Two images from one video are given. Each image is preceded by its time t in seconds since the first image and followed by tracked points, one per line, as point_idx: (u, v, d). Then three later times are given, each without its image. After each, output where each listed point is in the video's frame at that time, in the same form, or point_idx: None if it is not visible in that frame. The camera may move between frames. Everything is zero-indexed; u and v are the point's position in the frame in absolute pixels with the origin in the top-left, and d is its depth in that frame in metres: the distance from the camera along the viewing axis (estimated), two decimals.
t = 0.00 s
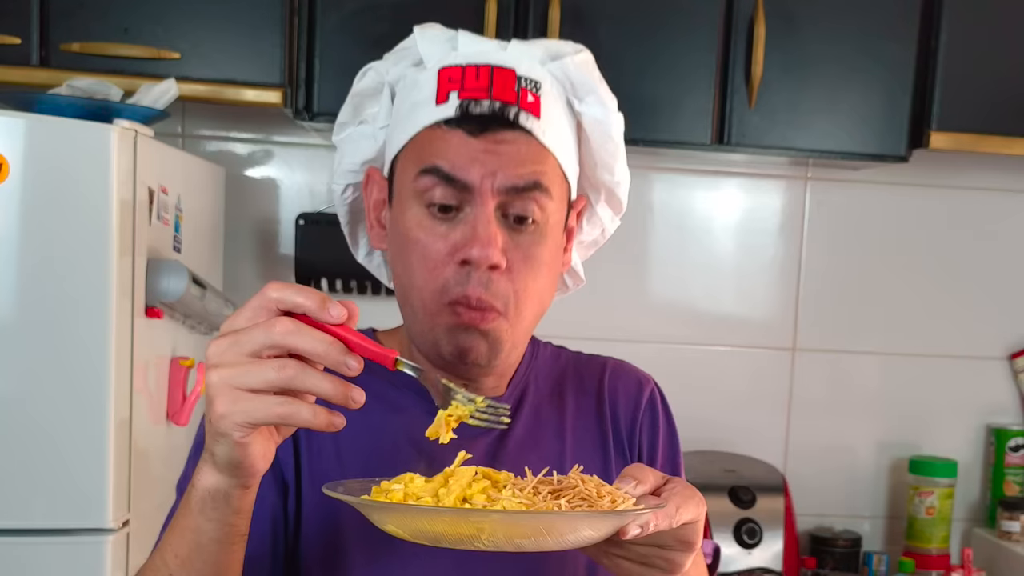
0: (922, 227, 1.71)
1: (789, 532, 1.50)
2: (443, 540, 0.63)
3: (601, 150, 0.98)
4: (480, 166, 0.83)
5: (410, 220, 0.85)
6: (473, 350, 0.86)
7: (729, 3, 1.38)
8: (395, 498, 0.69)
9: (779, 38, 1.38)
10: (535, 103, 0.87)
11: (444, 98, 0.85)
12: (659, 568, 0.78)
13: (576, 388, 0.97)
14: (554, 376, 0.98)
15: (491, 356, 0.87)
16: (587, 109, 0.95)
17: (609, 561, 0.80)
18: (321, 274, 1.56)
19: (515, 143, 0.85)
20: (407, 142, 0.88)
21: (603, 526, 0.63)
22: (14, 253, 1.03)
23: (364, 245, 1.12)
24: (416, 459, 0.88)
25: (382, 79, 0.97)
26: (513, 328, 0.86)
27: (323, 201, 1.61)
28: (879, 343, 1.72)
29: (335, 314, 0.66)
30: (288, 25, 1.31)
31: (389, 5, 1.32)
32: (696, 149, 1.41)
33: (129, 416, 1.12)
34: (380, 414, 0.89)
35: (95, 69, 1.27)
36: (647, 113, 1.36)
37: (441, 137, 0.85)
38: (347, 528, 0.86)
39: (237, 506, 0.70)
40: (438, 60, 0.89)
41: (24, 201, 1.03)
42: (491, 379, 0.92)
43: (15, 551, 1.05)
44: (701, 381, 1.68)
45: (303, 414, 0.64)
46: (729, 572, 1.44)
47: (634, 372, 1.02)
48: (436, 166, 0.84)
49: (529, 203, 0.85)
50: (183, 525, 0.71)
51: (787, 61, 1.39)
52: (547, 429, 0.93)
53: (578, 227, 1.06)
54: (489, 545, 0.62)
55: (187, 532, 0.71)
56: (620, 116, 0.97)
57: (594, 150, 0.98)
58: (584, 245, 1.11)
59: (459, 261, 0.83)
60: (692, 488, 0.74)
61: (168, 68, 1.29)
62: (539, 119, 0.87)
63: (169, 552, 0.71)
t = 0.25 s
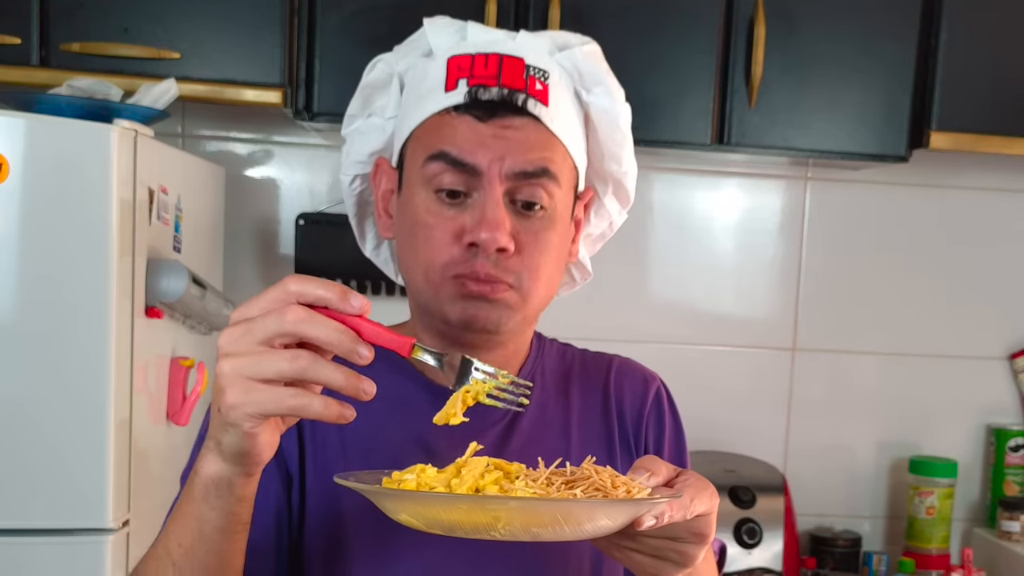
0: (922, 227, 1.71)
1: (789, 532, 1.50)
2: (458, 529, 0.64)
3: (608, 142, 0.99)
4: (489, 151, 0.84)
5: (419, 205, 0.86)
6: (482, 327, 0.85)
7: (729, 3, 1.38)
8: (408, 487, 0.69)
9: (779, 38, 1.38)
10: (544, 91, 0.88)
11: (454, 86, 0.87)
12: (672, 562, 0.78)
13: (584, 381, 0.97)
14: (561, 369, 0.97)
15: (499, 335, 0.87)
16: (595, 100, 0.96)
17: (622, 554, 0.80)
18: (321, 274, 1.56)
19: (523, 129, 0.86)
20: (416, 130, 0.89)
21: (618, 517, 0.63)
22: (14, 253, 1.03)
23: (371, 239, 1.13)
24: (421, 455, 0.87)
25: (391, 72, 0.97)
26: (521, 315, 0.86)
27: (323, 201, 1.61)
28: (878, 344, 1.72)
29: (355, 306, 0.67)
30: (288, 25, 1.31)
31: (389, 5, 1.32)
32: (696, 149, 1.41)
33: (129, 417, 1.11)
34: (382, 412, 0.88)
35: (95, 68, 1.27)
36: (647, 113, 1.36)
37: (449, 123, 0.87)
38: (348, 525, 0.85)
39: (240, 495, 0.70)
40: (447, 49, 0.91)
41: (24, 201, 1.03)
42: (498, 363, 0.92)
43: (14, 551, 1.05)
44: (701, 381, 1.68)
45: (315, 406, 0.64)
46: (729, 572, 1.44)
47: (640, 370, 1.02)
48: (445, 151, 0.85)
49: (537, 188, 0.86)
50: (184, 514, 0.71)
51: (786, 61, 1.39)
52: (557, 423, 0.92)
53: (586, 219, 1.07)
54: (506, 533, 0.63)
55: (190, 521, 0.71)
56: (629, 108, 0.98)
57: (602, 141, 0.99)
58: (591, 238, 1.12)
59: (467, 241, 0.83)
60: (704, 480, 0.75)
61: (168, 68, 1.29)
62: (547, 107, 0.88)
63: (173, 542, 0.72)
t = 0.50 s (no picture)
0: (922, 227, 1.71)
1: (789, 532, 1.50)
2: (462, 529, 0.64)
3: (612, 151, 0.98)
4: (489, 172, 0.83)
5: (418, 222, 0.85)
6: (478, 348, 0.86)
7: (729, 3, 1.38)
8: (412, 486, 0.69)
9: (779, 38, 1.38)
10: (546, 105, 0.87)
11: (454, 100, 0.86)
12: (677, 559, 0.78)
13: (586, 382, 0.98)
14: (564, 372, 0.98)
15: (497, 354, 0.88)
16: (599, 109, 0.95)
17: (627, 553, 0.80)
18: (321, 273, 1.56)
19: (525, 147, 0.85)
20: (415, 143, 0.89)
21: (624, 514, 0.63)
22: (14, 253, 1.03)
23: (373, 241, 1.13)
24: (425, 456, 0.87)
25: (392, 77, 0.97)
26: (518, 332, 0.87)
27: (323, 201, 1.61)
28: (878, 344, 1.72)
29: (344, 313, 0.66)
30: (288, 25, 1.31)
31: (389, 5, 1.32)
32: (696, 149, 1.41)
33: (129, 416, 1.11)
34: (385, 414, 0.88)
35: (95, 69, 1.27)
36: (646, 113, 1.36)
37: (450, 139, 0.86)
38: (353, 529, 0.85)
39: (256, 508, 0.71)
40: (447, 61, 0.90)
41: (24, 200, 1.03)
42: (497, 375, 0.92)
43: (13, 551, 1.05)
44: (701, 381, 1.68)
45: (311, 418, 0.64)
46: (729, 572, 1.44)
47: (642, 369, 1.02)
48: (445, 170, 0.84)
49: (538, 208, 0.85)
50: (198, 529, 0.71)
51: (787, 61, 1.39)
52: (558, 423, 0.93)
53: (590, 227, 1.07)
54: (510, 532, 0.63)
55: (207, 537, 0.71)
56: (633, 118, 0.97)
57: (605, 151, 0.99)
58: (595, 244, 1.11)
59: (465, 264, 0.83)
60: (710, 478, 0.74)
61: (168, 68, 1.29)
62: (549, 122, 0.87)
63: (190, 556, 0.71)
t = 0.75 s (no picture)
0: (922, 227, 1.71)
1: (789, 532, 1.50)
2: (457, 523, 0.64)
3: (617, 145, 0.99)
4: (491, 154, 0.84)
5: (421, 207, 0.86)
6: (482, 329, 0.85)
7: (729, 3, 1.38)
8: (408, 481, 0.70)
9: (780, 38, 1.38)
10: (549, 92, 0.89)
11: (458, 86, 0.87)
12: (677, 555, 0.78)
13: (591, 378, 0.98)
14: (568, 367, 0.98)
15: (500, 337, 0.87)
16: (603, 101, 0.96)
17: (626, 549, 0.79)
18: (321, 274, 1.56)
19: (527, 131, 0.86)
20: (420, 131, 0.90)
21: (619, 508, 0.63)
22: (14, 253, 1.03)
23: (379, 241, 1.13)
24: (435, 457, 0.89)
25: (398, 71, 0.99)
26: (521, 317, 0.86)
27: (323, 201, 1.61)
28: (878, 344, 1.71)
29: (344, 346, 0.63)
30: (288, 25, 1.31)
31: (389, 5, 1.32)
32: (696, 149, 1.41)
33: (129, 416, 1.11)
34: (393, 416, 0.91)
35: (95, 68, 1.27)
36: (646, 114, 1.36)
37: (453, 124, 0.87)
38: (362, 533, 0.87)
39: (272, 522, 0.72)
40: (452, 51, 0.92)
41: (24, 200, 1.03)
42: (502, 366, 0.92)
43: (13, 551, 1.05)
44: (701, 381, 1.68)
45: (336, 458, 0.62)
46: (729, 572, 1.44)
47: (648, 365, 1.02)
48: (447, 154, 0.85)
49: (540, 191, 0.86)
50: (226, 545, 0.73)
51: (786, 61, 1.39)
52: (563, 419, 0.93)
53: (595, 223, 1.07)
54: (503, 526, 0.63)
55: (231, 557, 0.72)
56: (637, 109, 0.98)
57: (610, 144, 1.00)
58: (600, 242, 1.11)
59: (467, 243, 0.83)
60: (708, 474, 0.74)
61: (168, 68, 1.29)
62: (552, 108, 0.88)
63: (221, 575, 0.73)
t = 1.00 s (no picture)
0: (922, 227, 1.71)
1: (789, 532, 1.50)
2: (454, 521, 0.64)
3: (632, 154, 0.99)
4: (502, 170, 0.84)
5: (432, 218, 0.86)
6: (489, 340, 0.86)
7: (729, 3, 1.38)
8: (409, 478, 0.70)
9: (780, 38, 1.38)
10: (565, 104, 0.88)
11: (472, 97, 0.87)
12: (677, 555, 0.78)
13: (598, 379, 0.98)
14: (576, 368, 0.99)
15: (506, 348, 0.88)
16: (620, 112, 0.96)
17: (628, 548, 0.80)
18: (321, 274, 1.56)
19: (540, 147, 0.86)
20: (434, 139, 0.90)
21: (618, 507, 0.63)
22: (14, 253, 1.03)
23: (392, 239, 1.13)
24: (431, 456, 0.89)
25: (415, 71, 0.99)
26: (529, 330, 0.87)
27: (323, 202, 1.61)
28: (878, 343, 1.71)
29: (353, 378, 0.61)
30: (288, 25, 1.31)
31: (389, 5, 1.32)
32: (696, 149, 1.41)
33: (129, 416, 1.11)
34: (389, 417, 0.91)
35: (95, 69, 1.27)
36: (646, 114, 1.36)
37: (466, 136, 0.87)
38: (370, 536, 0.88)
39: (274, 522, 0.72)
40: (469, 58, 0.92)
41: (24, 200, 1.03)
42: (511, 373, 0.93)
43: (13, 551, 1.05)
44: (701, 381, 1.68)
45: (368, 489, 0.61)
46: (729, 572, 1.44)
47: (656, 366, 1.02)
48: (459, 167, 0.86)
49: (550, 206, 0.86)
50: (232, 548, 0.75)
51: (786, 60, 1.39)
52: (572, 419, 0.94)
53: (608, 232, 1.08)
54: (500, 524, 0.64)
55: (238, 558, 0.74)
56: (655, 121, 0.98)
57: (626, 154, 1.00)
58: (614, 249, 1.12)
59: (476, 258, 0.83)
60: (710, 475, 0.73)
61: (168, 68, 1.29)
62: (566, 122, 0.88)
63: None
